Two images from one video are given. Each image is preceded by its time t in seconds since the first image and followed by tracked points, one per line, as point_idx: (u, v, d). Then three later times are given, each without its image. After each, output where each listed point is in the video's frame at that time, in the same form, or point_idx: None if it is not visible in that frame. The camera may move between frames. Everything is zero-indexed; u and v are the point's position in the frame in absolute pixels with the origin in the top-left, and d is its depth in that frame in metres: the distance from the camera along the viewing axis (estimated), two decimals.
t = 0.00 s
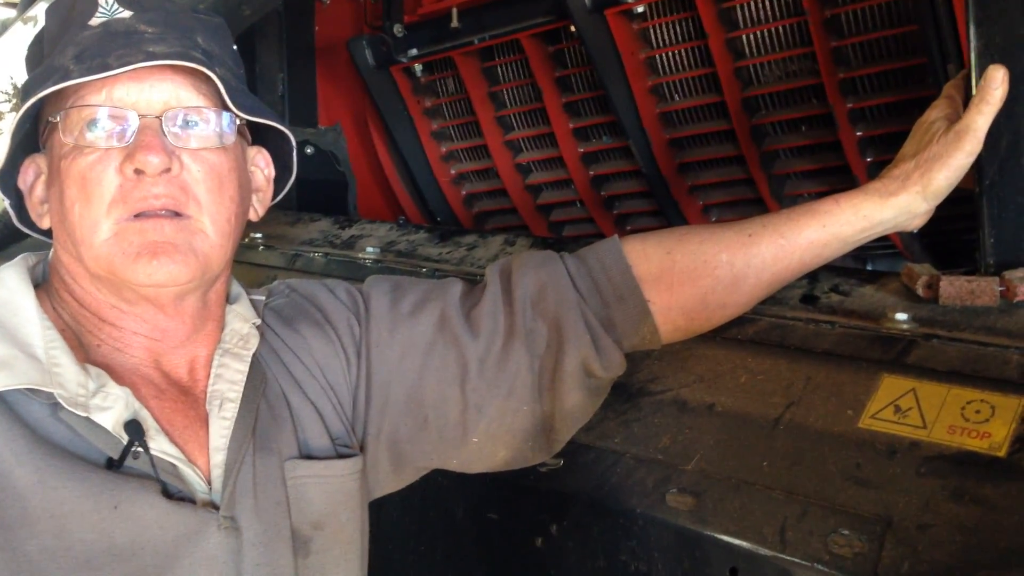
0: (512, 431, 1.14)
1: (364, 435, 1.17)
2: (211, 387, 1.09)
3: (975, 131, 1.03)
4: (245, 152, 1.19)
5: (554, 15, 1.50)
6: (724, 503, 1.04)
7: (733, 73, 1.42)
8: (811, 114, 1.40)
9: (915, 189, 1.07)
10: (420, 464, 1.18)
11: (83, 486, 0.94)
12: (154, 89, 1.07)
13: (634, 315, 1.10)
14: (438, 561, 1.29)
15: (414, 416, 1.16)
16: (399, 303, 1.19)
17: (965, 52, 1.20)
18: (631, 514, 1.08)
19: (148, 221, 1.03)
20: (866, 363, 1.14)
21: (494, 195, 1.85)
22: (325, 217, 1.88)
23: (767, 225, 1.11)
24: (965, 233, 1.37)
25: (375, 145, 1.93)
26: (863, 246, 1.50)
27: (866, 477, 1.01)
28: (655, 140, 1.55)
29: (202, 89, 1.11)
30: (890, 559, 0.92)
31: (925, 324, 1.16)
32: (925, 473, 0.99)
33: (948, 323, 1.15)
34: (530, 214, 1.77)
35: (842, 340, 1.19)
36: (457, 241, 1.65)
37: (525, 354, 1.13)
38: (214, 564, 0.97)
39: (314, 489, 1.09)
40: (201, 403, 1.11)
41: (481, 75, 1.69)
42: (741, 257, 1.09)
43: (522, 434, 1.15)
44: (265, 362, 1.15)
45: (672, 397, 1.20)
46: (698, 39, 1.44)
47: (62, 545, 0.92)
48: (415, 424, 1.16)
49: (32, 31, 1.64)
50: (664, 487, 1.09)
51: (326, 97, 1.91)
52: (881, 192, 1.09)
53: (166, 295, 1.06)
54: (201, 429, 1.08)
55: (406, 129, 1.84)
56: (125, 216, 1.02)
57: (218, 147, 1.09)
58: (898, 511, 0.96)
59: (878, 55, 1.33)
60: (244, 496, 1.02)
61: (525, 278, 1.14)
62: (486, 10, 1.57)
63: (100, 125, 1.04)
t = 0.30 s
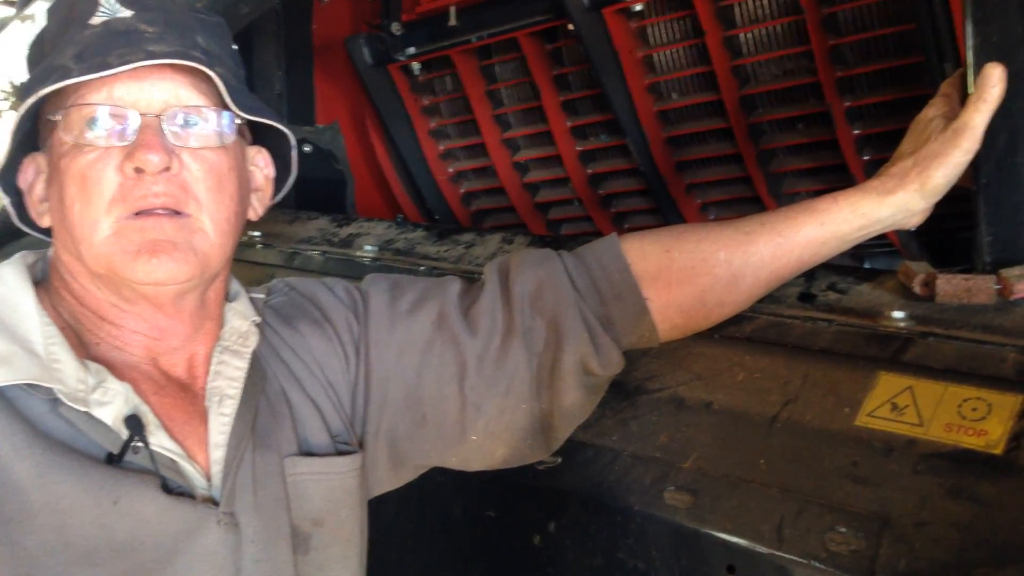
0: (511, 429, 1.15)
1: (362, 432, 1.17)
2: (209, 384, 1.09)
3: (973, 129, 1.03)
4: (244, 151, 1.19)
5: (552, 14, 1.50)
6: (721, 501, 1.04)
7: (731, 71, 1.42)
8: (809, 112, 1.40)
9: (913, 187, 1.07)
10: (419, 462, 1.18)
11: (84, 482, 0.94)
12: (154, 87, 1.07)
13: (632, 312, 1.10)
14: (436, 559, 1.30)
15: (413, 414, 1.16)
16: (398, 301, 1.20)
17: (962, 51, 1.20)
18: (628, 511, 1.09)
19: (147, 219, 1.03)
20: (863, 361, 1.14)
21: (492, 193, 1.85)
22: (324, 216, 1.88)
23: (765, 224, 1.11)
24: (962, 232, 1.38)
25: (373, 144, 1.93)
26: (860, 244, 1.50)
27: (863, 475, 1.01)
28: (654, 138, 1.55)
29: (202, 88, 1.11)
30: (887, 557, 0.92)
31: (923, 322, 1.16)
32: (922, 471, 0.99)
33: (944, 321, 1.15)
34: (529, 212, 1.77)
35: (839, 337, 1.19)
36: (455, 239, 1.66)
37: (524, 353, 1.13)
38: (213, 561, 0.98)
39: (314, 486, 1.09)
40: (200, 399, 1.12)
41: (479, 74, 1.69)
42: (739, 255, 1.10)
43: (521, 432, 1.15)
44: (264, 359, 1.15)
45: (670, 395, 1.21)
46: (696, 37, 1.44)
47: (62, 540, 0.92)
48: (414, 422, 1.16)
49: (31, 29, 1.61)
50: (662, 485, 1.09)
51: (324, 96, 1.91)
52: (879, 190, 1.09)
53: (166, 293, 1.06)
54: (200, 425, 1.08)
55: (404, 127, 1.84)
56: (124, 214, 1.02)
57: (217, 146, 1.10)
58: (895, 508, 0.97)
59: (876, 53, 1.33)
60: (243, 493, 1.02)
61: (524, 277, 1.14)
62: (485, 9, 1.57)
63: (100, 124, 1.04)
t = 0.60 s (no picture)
0: (511, 424, 1.14)
1: (362, 426, 1.16)
2: (209, 377, 1.09)
3: (974, 123, 1.03)
4: (242, 144, 1.18)
5: (551, 8, 1.50)
6: (722, 497, 1.04)
7: (731, 66, 1.42)
8: (809, 107, 1.40)
9: (915, 181, 1.07)
10: (419, 457, 1.18)
11: (82, 474, 0.93)
12: (151, 81, 1.06)
13: (632, 307, 1.10)
14: (435, 555, 1.29)
15: (413, 408, 1.16)
16: (397, 295, 1.19)
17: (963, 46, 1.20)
18: (628, 507, 1.08)
19: (144, 213, 1.03)
20: (864, 356, 1.14)
21: (491, 189, 1.85)
22: (322, 212, 1.87)
23: (766, 218, 1.11)
24: (963, 228, 1.37)
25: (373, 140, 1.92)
26: (860, 240, 1.50)
27: (864, 470, 1.01)
28: (654, 133, 1.54)
29: (199, 81, 1.10)
30: (888, 552, 0.92)
31: (924, 317, 1.16)
32: (923, 466, 0.99)
33: (945, 317, 1.15)
34: (528, 208, 1.77)
35: (840, 333, 1.19)
36: (455, 235, 1.65)
37: (524, 347, 1.13)
38: (211, 555, 0.97)
39: (313, 480, 1.09)
40: (199, 391, 1.11)
41: (478, 69, 1.68)
42: (740, 250, 1.09)
43: (521, 427, 1.14)
44: (264, 353, 1.14)
45: (670, 391, 1.20)
46: (695, 32, 1.44)
47: (60, 532, 0.91)
48: (414, 417, 1.16)
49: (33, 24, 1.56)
50: (662, 481, 1.09)
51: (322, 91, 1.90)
52: (880, 185, 1.09)
53: (163, 286, 1.05)
54: (200, 418, 1.08)
55: (403, 123, 1.83)
56: (121, 208, 1.02)
57: (215, 140, 1.09)
58: (896, 504, 0.96)
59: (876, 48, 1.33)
60: (243, 486, 1.02)
61: (524, 271, 1.14)
62: (484, 3, 1.57)
63: (97, 117, 1.03)
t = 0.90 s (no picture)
0: (509, 424, 1.14)
1: (361, 425, 1.17)
2: (207, 375, 1.09)
3: (972, 124, 1.03)
4: (240, 143, 1.18)
5: (550, 8, 1.50)
6: (720, 496, 1.04)
7: (730, 67, 1.42)
8: (807, 108, 1.40)
9: (912, 182, 1.07)
10: (416, 456, 1.18)
11: (80, 472, 0.93)
12: (150, 80, 1.06)
13: (630, 307, 1.10)
14: (433, 554, 1.30)
15: (411, 407, 1.16)
16: (396, 295, 1.19)
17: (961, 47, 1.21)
18: (626, 507, 1.08)
19: (143, 212, 1.03)
20: (862, 356, 1.14)
21: (490, 188, 1.85)
22: (321, 210, 1.87)
23: (764, 218, 1.11)
24: (961, 228, 1.37)
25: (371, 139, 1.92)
26: (858, 241, 1.50)
27: (862, 470, 1.01)
28: (652, 133, 1.54)
29: (198, 80, 1.10)
30: (885, 552, 0.92)
31: (922, 317, 1.16)
32: (920, 467, 0.99)
33: (943, 317, 1.15)
34: (526, 207, 1.77)
35: (837, 333, 1.19)
36: (453, 234, 1.65)
37: (521, 346, 1.13)
38: (210, 554, 0.97)
39: (312, 479, 1.09)
40: (197, 390, 1.11)
41: (477, 68, 1.68)
42: (738, 250, 1.09)
43: (519, 426, 1.14)
44: (262, 352, 1.15)
45: (669, 390, 1.20)
46: (694, 32, 1.44)
47: (58, 531, 0.91)
48: (412, 416, 1.16)
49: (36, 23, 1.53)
50: (660, 480, 1.09)
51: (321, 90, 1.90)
52: (878, 186, 1.09)
53: (162, 284, 1.05)
54: (198, 417, 1.08)
55: (402, 122, 1.83)
56: (120, 206, 1.02)
57: (214, 139, 1.09)
58: (894, 504, 0.96)
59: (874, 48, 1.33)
60: (242, 485, 1.02)
61: (523, 272, 1.14)
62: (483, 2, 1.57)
63: (96, 117, 1.03)
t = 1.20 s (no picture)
0: (504, 420, 1.14)
1: (355, 421, 1.16)
2: (200, 371, 1.09)
3: (967, 118, 1.03)
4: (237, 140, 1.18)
5: (546, 4, 1.49)
6: (715, 492, 1.04)
7: (725, 62, 1.42)
8: (802, 103, 1.40)
9: (907, 176, 1.07)
10: (411, 453, 1.18)
11: (73, 470, 0.93)
12: (148, 79, 1.06)
13: (626, 302, 1.10)
14: (429, 551, 1.30)
15: (406, 403, 1.16)
16: (391, 290, 1.19)
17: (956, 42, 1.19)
18: (622, 503, 1.08)
19: (140, 211, 1.03)
20: (856, 351, 1.14)
21: (486, 184, 1.84)
22: (316, 207, 1.87)
23: (759, 213, 1.11)
24: (955, 224, 1.37)
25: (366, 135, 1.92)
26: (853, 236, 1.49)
27: (857, 465, 1.01)
28: (647, 129, 1.54)
29: (196, 79, 1.10)
30: (880, 547, 0.93)
31: (917, 312, 1.16)
32: (914, 462, 0.99)
33: (937, 312, 1.15)
34: (522, 203, 1.77)
35: (833, 328, 1.19)
36: (449, 230, 1.65)
37: (517, 342, 1.12)
38: (204, 550, 0.97)
39: (305, 475, 1.09)
40: (190, 387, 1.11)
41: (472, 64, 1.68)
42: (732, 245, 1.09)
43: (514, 422, 1.14)
44: (257, 347, 1.14)
45: (664, 386, 1.20)
46: (689, 28, 1.44)
47: (50, 529, 0.91)
48: (407, 412, 1.16)
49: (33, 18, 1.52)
50: (655, 476, 1.09)
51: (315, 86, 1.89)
52: (873, 180, 1.09)
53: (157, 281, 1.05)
54: (191, 413, 1.08)
55: (397, 119, 1.83)
56: (116, 204, 1.02)
57: (211, 138, 1.09)
58: (889, 499, 0.96)
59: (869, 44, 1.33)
60: (235, 481, 1.02)
61: (517, 267, 1.14)
62: None
63: (92, 116, 1.03)
